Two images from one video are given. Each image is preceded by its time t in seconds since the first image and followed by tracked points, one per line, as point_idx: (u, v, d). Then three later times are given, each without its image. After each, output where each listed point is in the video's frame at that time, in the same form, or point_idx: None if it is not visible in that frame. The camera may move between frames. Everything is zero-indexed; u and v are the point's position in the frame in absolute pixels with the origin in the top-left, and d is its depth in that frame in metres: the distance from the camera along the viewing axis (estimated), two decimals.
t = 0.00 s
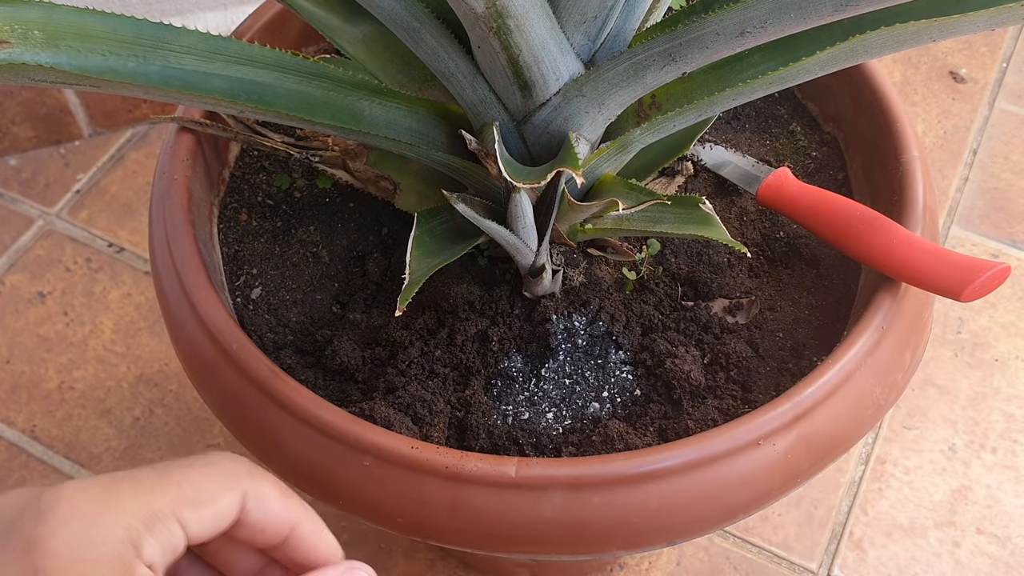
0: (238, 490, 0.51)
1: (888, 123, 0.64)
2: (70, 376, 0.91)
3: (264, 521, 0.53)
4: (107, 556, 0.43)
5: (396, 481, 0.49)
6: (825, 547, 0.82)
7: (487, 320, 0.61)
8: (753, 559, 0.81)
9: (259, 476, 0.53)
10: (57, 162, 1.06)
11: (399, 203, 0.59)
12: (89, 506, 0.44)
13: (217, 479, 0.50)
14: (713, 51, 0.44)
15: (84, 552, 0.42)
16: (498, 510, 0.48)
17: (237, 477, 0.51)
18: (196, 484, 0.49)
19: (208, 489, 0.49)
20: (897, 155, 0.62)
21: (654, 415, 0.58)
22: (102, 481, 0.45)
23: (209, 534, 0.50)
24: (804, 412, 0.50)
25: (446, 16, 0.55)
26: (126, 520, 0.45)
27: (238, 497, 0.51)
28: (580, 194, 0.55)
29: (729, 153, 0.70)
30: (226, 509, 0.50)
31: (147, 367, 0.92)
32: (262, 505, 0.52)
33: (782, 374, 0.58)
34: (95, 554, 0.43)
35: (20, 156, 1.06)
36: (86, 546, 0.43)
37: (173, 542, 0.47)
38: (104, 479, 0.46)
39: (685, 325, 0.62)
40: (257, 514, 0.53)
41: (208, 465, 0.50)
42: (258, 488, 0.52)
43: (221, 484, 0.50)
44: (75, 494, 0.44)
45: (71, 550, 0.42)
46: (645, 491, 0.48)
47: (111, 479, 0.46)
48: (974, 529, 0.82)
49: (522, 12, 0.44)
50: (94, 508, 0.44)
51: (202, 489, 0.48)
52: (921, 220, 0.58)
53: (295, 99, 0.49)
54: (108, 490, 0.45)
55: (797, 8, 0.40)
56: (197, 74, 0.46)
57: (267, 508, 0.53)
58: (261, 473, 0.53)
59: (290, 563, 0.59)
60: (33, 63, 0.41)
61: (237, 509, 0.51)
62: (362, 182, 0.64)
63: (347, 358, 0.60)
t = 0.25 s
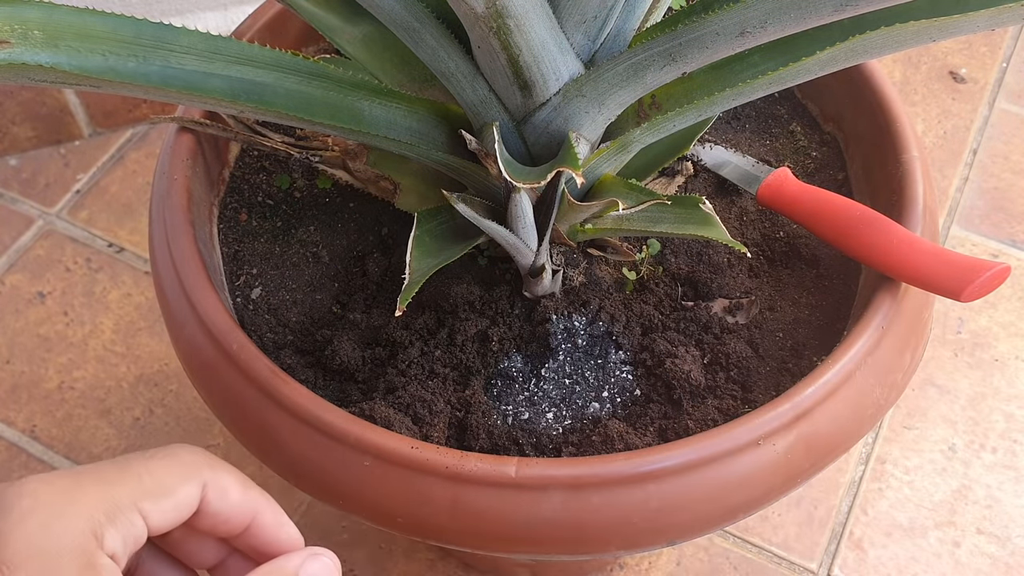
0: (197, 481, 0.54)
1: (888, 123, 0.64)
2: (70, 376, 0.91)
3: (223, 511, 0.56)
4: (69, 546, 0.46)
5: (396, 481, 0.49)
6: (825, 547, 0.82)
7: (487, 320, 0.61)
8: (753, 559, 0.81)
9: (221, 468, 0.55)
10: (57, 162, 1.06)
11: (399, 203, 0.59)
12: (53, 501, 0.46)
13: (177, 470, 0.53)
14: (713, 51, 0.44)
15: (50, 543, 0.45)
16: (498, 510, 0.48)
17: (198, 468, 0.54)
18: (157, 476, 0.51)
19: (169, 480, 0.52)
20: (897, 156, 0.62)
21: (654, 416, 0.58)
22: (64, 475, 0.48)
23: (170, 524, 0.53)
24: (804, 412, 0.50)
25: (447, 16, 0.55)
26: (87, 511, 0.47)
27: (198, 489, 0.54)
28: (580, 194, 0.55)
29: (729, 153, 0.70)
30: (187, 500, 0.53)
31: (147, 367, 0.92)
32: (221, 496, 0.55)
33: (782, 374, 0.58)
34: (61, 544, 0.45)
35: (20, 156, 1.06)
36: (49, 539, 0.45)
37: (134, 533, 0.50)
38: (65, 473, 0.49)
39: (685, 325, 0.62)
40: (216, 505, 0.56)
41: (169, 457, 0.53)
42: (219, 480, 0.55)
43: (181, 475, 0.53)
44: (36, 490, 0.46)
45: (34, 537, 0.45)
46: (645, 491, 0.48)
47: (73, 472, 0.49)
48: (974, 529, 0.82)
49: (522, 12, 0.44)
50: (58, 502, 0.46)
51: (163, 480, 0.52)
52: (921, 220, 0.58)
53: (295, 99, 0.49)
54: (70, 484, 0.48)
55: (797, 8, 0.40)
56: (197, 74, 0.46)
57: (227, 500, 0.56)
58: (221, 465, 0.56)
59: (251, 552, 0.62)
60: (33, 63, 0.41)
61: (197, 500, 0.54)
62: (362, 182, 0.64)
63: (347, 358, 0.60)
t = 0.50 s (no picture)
0: (190, 465, 0.54)
1: (888, 123, 0.64)
2: (70, 376, 0.91)
3: (216, 494, 0.56)
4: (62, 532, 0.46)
5: (395, 481, 0.49)
6: (825, 547, 0.82)
7: (487, 320, 0.61)
8: (753, 559, 0.81)
9: (212, 452, 0.55)
10: (57, 162, 1.06)
11: (399, 203, 0.59)
12: (44, 487, 0.46)
13: (169, 454, 0.53)
14: (713, 51, 0.44)
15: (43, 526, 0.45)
16: (498, 510, 0.48)
17: (190, 452, 0.54)
18: (149, 460, 0.51)
19: (161, 463, 0.52)
20: (897, 156, 0.62)
21: (654, 416, 0.58)
22: (56, 463, 0.48)
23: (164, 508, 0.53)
24: (804, 412, 0.50)
25: (447, 16, 0.55)
26: (80, 495, 0.47)
27: (191, 472, 0.54)
28: (580, 194, 0.55)
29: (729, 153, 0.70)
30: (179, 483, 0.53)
31: (147, 367, 0.92)
32: (214, 480, 0.55)
33: (782, 374, 0.58)
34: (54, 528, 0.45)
35: (20, 156, 1.06)
36: (42, 524, 0.45)
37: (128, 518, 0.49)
38: (55, 461, 0.49)
39: (685, 325, 0.62)
40: (210, 489, 0.56)
41: (159, 442, 0.53)
42: (212, 464, 0.55)
43: (173, 459, 0.53)
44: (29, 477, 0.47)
45: (29, 521, 0.45)
46: (645, 491, 0.48)
47: (64, 459, 0.49)
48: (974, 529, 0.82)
49: (522, 12, 0.44)
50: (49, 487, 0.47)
51: (155, 465, 0.51)
52: (921, 220, 0.58)
53: (294, 98, 0.49)
54: (61, 470, 0.48)
55: (797, 8, 0.40)
56: (197, 74, 0.46)
57: (220, 483, 0.56)
58: (215, 450, 0.56)
59: (244, 534, 0.62)
60: (33, 63, 0.41)
61: (190, 484, 0.54)
62: (362, 182, 0.64)
63: (347, 358, 0.60)
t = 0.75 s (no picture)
0: (187, 475, 0.52)
1: (888, 123, 0.64)
2: (70, 376, 0.91)
3: (210, 504, 0.55)
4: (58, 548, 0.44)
5: (395, 481, 0.49)
6: (825, 547, 0.82)
7: (487, 320, 0.61)
8: (753, 559, 0.81)
9: (207, 461, 0.54)
10: (57, 161, 1.06)
11: (399, 203, 0.59)
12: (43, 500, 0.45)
13: (165, 465, 0.51)
14: (713, 51, 0.44)
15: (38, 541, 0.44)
16: (499, 510, 0.48)
17: (187, 462, 0.53)
18: (148, 471, 0.50)
19: (159, 475, 0.50)
20: (897, 155, 0.62)
21: (655, 416, 0.58)
22: (56, 471, 0.47)
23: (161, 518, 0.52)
24: (803, 412, 0.50)
25: (447, 16, 0.55)
26: (80, 508, 0.46)
27: (186, 483, 0.52)
28: (580, 194, 0.55)
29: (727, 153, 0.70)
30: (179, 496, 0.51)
31: (147, 367, 0.92)
32: (209, 490, 0.54)
33: (782, 374, 0.58)
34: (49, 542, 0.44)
35: (20, 156, 1.06)
36: (41, 534, 0.44)
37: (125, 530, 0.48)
38: (57, 468, 0.48)
39: (684, 325, 0.62)
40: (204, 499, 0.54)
41: (158, 452, 0.52)
42: (207, 474, 0.54)
43: (170, 470, 0.51)
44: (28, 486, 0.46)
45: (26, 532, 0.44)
46: (645, 491, 0.48)
47: (66, 467, 0.48)
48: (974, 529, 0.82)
49: (522, 12, 0.44)
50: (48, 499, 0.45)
51: (153, 476, 0.50)
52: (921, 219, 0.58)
53: (294, 99, 0.49)
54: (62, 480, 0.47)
55: (797, 8, 0.40)
56: (196, 74, 0.46)
57: (215, 492, 0.54)
58: (210, 458, 0.55)
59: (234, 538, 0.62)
60: (33, 63, 0.41)
61: (185, 494, 0.53)
62: (362, 182, 0.64)
63: (347, 358, 0.60)
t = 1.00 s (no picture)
0: (150, 461, 0.52)
1: (888, 122, 0.64)
2: (70, 376, 0.91)
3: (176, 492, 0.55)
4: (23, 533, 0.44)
5: (395, 481, 0.49)
6: (826, 547, 0.82)
7: (487, 320, 0.61)
8: (753, 559, 0.81)
9: (171, 447, 0.54)
10: (57, 161, 1.06)
11: (399, 203, 0.59)
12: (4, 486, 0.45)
13: (129, 452, 0.51)
14: (714, 51, 0.44)
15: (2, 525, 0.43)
16: (499, 510, 0.48)
17: (150, 449, 0.52)
18: (111, 459, 0.50)
19: (123, 462, 0.50)
20: (897, 155, 0.62)
21: (655, 416, 0.58)
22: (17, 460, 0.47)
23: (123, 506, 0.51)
24: (803, 413, 0.50)
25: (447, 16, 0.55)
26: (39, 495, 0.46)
27: (151, 470, 0.52)
28: (581, 195, 0.55)
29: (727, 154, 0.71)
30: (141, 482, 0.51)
31: (147, 367, 0.92)
32: (174, 477, 0.54)
33: (782, 374, 0.58)
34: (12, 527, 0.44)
35: (20, 156, 1.06)
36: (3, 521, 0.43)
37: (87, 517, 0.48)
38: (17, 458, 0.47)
39: (684, 325, 0.62)
40: (169, 485, 0.54)
41: (120, 439, 0.51)
42: (172, 459, 0.53)
43: (132, 457, 0.51)
44: None
45: None
46: (644, 491, 0.48)
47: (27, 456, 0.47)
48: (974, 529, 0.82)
49: (522, 12, 0.44)
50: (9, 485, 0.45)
51: (116, 461, 0.50)
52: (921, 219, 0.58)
53: (294, 99, 0.49)
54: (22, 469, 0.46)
55: (798, 8, 0.40)
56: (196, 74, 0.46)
57: (180, 478, 0.54)
58: (173, 444, 0.54)
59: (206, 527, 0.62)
60: (33, 64, 0.41)
61: (150, 482, 0.52)
62: (362, 182, 0.64)
63: (347, 358, 0.60)
